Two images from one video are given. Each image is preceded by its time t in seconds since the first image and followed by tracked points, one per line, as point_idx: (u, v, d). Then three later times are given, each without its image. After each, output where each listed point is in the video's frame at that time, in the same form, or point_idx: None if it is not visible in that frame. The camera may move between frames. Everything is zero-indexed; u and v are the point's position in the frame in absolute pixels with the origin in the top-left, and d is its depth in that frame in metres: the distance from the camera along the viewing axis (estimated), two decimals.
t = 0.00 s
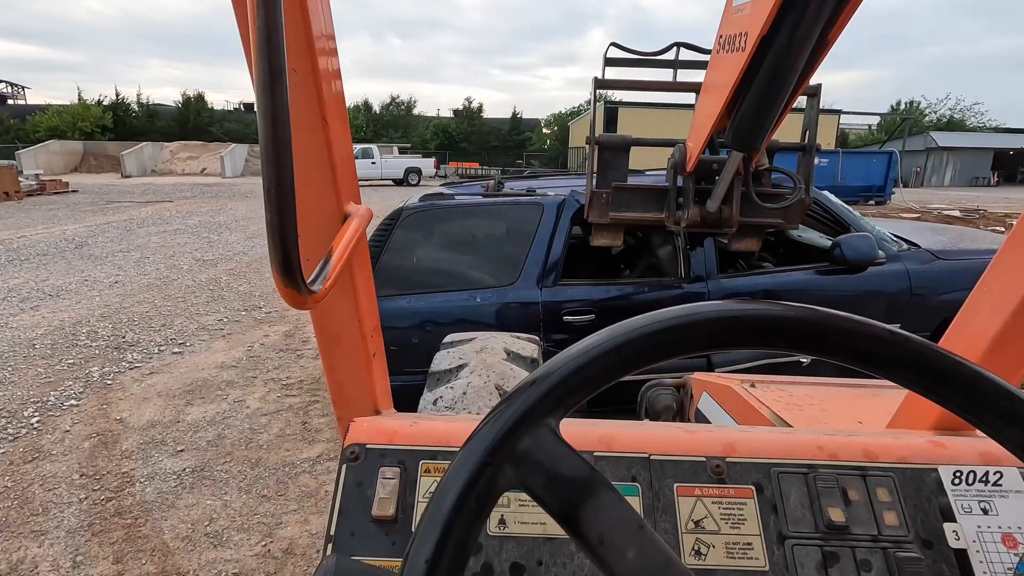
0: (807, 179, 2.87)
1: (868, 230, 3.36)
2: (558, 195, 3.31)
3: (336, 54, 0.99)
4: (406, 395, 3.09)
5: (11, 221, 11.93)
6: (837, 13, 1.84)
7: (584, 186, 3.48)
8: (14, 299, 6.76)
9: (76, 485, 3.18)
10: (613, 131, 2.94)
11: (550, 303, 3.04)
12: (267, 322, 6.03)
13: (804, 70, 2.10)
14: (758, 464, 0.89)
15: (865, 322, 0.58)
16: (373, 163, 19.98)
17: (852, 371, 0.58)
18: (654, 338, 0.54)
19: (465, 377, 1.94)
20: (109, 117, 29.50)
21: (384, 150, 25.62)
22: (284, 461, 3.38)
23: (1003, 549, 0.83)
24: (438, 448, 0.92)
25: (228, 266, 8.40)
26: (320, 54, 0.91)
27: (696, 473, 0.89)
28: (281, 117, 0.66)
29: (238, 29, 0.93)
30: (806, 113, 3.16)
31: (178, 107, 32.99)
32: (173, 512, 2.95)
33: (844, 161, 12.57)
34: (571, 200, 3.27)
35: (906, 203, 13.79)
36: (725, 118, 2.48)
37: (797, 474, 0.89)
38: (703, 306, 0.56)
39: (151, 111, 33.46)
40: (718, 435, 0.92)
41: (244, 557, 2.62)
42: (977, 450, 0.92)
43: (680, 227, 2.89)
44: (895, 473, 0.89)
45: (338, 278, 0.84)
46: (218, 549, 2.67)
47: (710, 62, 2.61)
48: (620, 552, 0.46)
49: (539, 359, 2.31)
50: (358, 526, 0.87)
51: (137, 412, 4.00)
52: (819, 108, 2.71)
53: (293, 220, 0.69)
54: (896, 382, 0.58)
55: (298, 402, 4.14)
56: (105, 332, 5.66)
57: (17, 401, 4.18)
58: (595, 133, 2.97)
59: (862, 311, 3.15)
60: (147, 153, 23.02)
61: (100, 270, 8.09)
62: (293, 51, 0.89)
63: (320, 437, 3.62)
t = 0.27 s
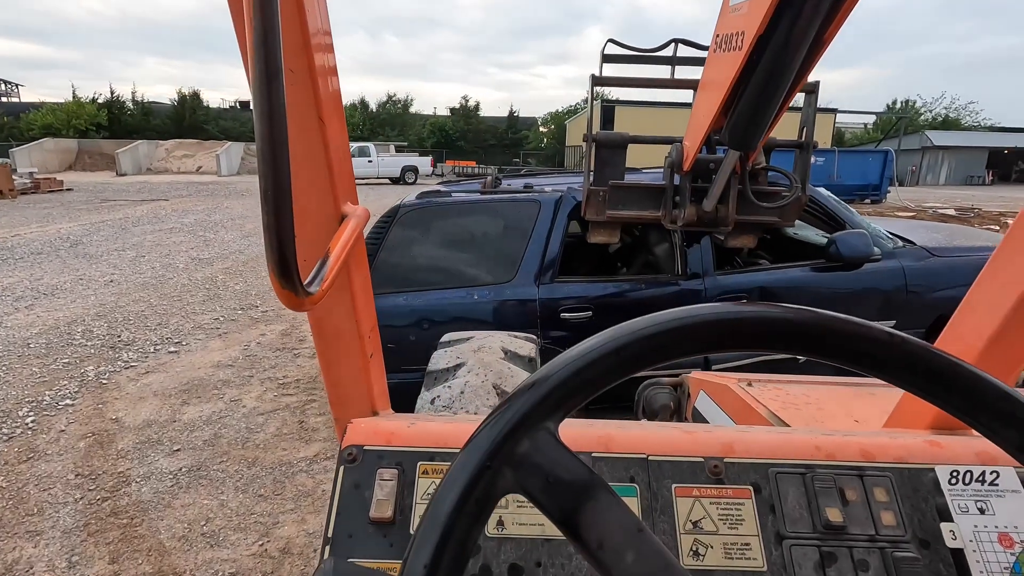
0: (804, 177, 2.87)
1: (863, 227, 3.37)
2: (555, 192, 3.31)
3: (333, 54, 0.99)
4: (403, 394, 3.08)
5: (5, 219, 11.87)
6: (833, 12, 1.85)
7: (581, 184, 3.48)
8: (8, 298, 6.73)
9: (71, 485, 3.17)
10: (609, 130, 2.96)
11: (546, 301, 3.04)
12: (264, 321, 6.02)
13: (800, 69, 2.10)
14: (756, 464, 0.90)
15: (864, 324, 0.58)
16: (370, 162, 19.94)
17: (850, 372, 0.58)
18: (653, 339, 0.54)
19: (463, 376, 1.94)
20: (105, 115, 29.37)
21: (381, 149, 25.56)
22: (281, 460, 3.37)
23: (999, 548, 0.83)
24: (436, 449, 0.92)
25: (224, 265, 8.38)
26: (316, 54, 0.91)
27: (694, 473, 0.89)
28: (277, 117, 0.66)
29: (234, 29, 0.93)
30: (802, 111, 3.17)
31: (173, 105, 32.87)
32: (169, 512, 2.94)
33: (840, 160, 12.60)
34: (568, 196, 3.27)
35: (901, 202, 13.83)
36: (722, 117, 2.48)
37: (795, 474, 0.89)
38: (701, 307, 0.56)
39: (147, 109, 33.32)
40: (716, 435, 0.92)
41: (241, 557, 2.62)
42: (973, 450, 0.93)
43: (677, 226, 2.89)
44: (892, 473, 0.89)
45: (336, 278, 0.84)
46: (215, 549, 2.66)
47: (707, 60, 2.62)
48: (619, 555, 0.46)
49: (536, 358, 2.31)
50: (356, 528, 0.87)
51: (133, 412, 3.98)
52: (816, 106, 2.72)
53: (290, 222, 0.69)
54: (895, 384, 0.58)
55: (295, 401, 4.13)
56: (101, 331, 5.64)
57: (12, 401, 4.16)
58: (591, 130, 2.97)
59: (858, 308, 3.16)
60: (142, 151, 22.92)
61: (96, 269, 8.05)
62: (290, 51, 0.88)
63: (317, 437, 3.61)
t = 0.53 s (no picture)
0: (801, 175, 2.87)
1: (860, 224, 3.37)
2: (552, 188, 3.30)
3: (329, 51, 0.98)
4: (400, 393, 3.07)
5: None
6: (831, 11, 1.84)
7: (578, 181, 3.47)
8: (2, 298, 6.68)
9: (66, 486, 3.15)
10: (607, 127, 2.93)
11: (544, 298, 3.03)
12: (260, 320, 5.99)
13: (798, 67, 2.09)
14: (758, 465, 0.89)
15: (870, 325, 0.57)
16: (366, 161, 19.89)
17: (855, 373, 0.58)
18: (657, 341, 0.53)
19: (461, 376, 1.93)
20: (99, 114, 29.23)
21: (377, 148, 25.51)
22: (277, 460, 3.36)
23: (1004, 550, 0.83)
24: (435, 452, 0.91)
25: (220, 264, 8.34)
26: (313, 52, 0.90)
27: (696, 475, 0.88)
28: (272, 116, 0.64)
29: (229, 26, 0.91)
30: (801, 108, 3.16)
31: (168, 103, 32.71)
32: (165, 512, 2.92)
33: (836, 159, 12.63)
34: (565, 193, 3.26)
35: (897, 202, 13.87)
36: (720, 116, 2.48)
37: (797, 476, 0.88)
38: (706, 308, 0.55)
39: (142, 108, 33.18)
40: (718, 436, 0.91)
41: (237, 557, 2.60)
42: (976, 450, 0.92)
43: (674, 224, 2.88)
44: (895, 474, 0.89)
45: (333, 279, 0.83)
46: (211, 549, 2.65)
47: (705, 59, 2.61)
48: (625, 562, 0.45)
49: (534, 357, 2.30)
50: (353, 532, 0.86)
51: (128, 412, 3.96)
52: (814, 103, 2.71)
53: (287, 222, 0.68)
54: (901, 385, 0.57)
55: (291, 401, 4.11)
56: (95, 330, 5.60)
57: (5, 401, 4.13)
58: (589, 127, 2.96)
59: (855, 305, 3.16)
60: (137, 149, 22.81)
61: (90, 268, 8.01)
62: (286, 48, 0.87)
63: (314, 436, 3.60)
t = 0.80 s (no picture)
0: (799, 174, 2.87)
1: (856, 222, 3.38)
2: (550, 185, 3.29)
3: (329, 48, 0.97)
4: (398, 392, 3.06)
5: None
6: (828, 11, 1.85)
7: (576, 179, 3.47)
8: None
9: (62, 486, 3.13)
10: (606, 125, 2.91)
11: (542, 296, 3.02)
12: (256, 319, 5.98)
13: (796, 66, 2.09)
14: (761, 465, 0.89)
15: (878, 326, 0.57)
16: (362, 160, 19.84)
17: (861, 374, 0.57)
18: (664, 341, 0.53)
19: (459, 375, 1.93)
20: (94, 112, 29.10)
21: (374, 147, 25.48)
22: (275, 460, 3.35)
23: (1006, 549, 0.83)
24: (436, 453, 0.91)
25: (216, 263, 8.32)
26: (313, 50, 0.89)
27: (698, 475, 0.88)
28: (273, 114, 0.64)
29: (228, 22, 0.90)
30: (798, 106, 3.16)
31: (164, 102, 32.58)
32: (162, 512, 2.91)
33: (832, 158, 12.66)
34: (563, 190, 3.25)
35: (893, 201, 13.92)
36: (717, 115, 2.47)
37: (800, 476, 0.88)
38: (712, 309, 0.55)
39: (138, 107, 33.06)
40: (720, 436, 0.91)
41: (235, 557, 2.60)
42: (978, 449, 0.92)
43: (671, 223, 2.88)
44: (897, 474, 0.89)
45: (334, 279, 0.82)
46: (208, 550, 2.64)
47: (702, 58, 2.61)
48: (633, 565, 0.45)
49: (532, 356, 2.30)
50: (355, 533, 0.85)
51: (124, 412, 3.95)
52: (812, 101, 2.71)
53: (287, 222, 0.67)
54: (909, 386, 0.57)
55: (288, 400, 4.10)
56: (91, 330, 5.58)
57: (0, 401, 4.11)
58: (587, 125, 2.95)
59: (851, 303, 3.17)
60: (132, 148, 22.72)
61: (86, 268, 7.97)
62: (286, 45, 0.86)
63: (311, 436, 3.59)
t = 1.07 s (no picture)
0: (796, 172, 2.88)
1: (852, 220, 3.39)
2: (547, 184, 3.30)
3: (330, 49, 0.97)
4: (395, 391, 3.06)
5: None
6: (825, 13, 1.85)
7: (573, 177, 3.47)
8: None
9: (58, 487, 3.12)
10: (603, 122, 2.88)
11: (540, 294, 3.03)
12: (253, 319, 5.97)
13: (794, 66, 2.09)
14: (759, 466, 0.89)
15: (880, 329, 0.57)
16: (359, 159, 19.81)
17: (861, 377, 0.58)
18: (664, 345, 0.53)
19: (458, 375, 1.93)
20: (90, 111, 28.99)
21: (370, 146, 25.43)
22: (272, 459, 3.34)
23: (1002, 549, 0.83)
24: (437, 454, 0.91)
25: (213, 263, 8.30)
26: (314, 51, 0.89)
27: (697, 476, 0.88)
28: (275, 117, 0.64)
29: (229, 25, 0.90)
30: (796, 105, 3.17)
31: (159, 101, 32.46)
32: (159, 512, 2.90)
33: (828, 158, 12.69)
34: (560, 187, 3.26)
35: (889, 200, 13.96)
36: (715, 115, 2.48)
37: (798, 476, 0.88)
38: (714, 313, 0.55)
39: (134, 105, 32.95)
40: (718, 437, 0.92)
41: (232, 558, 2.59)
42: (973, 449, 0.93)
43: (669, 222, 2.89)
44: (894, 474, 0.89)
45: (335, 281, 0.82)
46: (206, 550, 2.64)
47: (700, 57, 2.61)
48: (635, 567, 0.46)
49: (530, 355, 2.30)
50: (356, 535, 0.86)
51: (120, 412, 3.94)
52: (809, 100, 2.72)
53: (289, 224, 0.67)
54: (908, 389, 0.57)
55: (286, 400, 4.10)
56: (87, 330, 5.56)
57: None
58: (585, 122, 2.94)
59: (847, 301, 3.18)
60: (128, 147, 22.64)
61: (81, 267, 7.95)
62: (286, 47, 0.86)
63: (309, 436, 3.59)
